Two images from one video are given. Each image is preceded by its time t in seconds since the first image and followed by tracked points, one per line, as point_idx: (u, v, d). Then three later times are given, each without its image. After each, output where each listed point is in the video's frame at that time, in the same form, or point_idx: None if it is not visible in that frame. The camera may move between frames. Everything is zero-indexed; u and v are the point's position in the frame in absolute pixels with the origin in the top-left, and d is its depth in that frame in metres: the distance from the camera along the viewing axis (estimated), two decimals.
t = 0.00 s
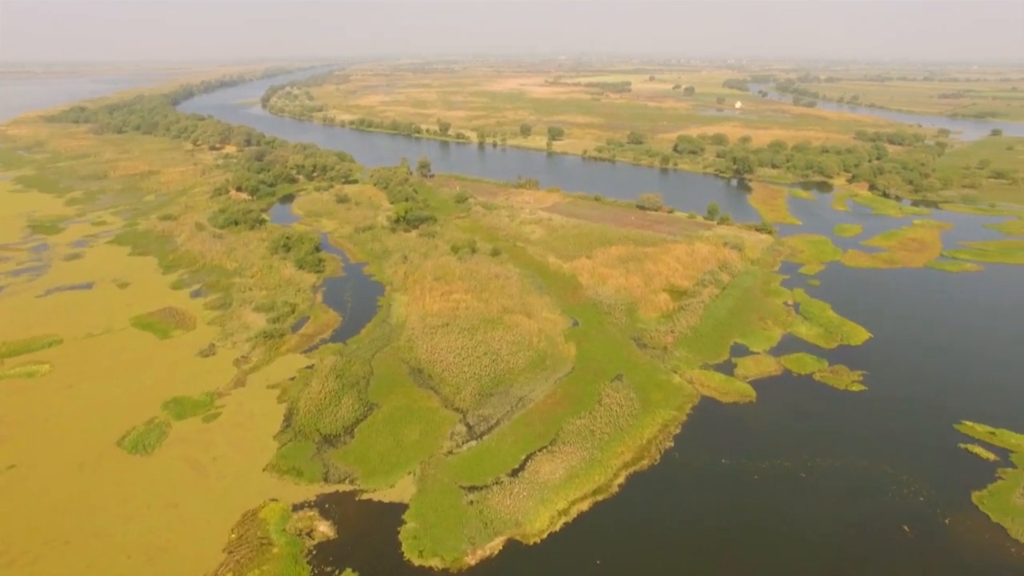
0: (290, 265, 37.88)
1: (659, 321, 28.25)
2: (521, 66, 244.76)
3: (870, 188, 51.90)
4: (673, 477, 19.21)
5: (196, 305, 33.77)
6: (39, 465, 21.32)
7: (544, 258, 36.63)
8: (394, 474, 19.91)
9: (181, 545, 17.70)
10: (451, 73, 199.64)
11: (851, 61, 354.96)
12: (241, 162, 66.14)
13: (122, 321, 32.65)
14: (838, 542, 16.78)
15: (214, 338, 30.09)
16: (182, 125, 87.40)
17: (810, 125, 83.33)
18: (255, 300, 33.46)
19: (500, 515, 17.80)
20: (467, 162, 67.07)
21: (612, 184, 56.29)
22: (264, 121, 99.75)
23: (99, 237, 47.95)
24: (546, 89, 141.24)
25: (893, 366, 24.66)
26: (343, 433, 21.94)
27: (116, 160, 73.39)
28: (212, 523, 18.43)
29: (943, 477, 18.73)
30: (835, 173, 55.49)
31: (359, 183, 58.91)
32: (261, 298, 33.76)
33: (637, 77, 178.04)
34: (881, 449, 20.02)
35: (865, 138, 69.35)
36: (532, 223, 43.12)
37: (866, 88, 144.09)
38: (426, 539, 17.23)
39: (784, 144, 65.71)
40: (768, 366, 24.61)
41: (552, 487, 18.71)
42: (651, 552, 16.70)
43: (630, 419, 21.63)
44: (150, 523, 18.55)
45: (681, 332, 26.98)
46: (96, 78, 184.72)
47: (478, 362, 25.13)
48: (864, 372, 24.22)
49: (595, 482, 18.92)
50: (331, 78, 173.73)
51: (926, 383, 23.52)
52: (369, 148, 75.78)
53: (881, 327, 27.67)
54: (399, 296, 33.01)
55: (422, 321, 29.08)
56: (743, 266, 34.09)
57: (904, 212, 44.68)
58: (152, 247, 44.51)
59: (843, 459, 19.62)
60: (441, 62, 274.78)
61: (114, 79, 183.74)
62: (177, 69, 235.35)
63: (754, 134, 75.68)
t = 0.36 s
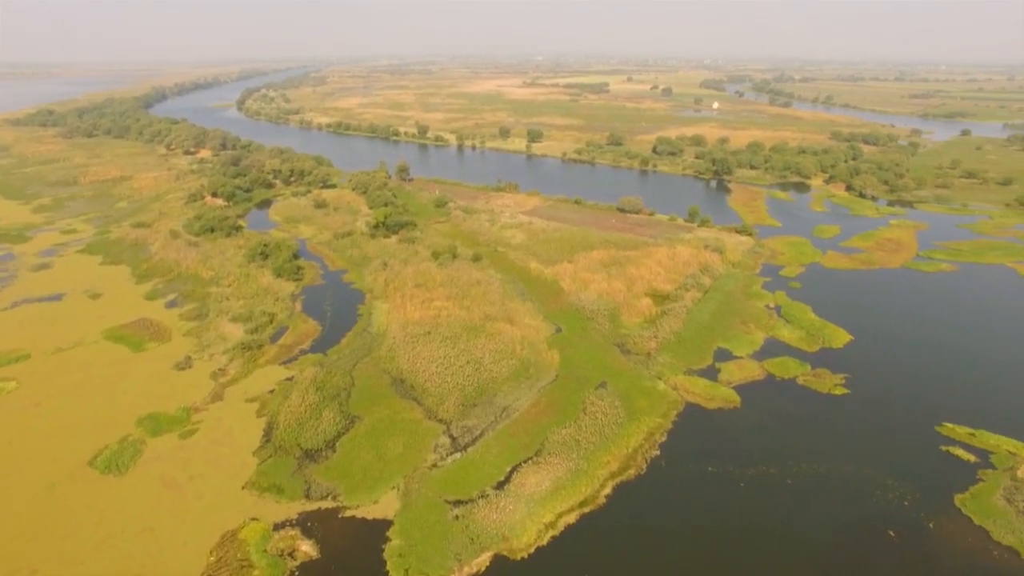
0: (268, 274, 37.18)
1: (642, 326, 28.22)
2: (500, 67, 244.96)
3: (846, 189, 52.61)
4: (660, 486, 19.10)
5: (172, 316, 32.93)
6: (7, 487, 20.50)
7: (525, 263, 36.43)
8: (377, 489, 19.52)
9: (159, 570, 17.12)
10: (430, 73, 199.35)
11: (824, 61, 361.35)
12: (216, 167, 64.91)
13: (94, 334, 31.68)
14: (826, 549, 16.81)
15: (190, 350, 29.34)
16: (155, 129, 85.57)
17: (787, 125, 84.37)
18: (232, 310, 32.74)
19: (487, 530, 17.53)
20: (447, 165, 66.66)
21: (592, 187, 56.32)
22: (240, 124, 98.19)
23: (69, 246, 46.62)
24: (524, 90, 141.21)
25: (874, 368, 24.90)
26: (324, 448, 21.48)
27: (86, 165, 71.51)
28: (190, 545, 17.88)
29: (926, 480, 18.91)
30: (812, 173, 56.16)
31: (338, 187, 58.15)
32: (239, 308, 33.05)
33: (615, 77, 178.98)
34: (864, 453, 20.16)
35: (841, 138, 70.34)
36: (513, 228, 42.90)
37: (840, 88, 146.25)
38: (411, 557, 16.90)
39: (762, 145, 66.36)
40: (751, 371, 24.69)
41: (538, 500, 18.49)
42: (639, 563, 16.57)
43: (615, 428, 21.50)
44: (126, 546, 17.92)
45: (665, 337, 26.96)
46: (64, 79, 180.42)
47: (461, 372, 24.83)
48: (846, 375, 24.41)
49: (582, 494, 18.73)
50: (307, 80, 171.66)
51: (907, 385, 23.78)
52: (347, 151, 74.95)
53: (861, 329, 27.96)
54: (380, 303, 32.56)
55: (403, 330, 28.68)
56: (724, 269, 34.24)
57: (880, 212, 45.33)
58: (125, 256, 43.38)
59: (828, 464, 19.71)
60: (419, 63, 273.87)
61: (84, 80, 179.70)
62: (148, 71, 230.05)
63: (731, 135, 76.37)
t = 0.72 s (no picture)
0: (243, 282, 36.40)
1: (623, 331, 28.17)
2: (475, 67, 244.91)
3: (820, 188, 53.39)
4: (645, 495, 18.99)
5: (143, 328, 32.00)
6: None
7: (505, 268, 36.20)
8: (359, 504, 19.11)
9: None
10: (404, 75, 198.47)
11: (794, 61, 367.55)
12: (187, 172, 63.50)
13: (61, 348, 30.60)
14: (812, 554, 16.84)
15: (163, 363, 28.50)
16: (123, 133, 83.46)
17: (760, 125, 85.51)
18: (206, 321, 31.93)
19: (472, 545, 17.25)
20: (424, 168, 66.16)
21: (570, 189, 56.32)
22: (211, 127, 96.34)
23: (33, 255, 45.11)
24: (501, 91, 141.07)
25: (852, 370, 25.17)
26: (303, 464, 20.99)
27: (50, 171, 69.38)
28: (165, 569, 17.27)
29: (906, 482, 19.11)
30: (787, 173, 56.87)
31: (313, 192, 57.26)
32: (213, 318, 32.25)
33: (591, 78, 179.89)
34: (847, 457, 20.30)
35: (813, 138, 71.44)
36: (492, 232, 42.64)
37: (811, 87, 148.90)
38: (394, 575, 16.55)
39: (737, 145, 67.07)
40: (732, 374, 24.79)
41: (523, 512, 18.27)
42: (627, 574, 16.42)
43: (598, 436, 21.40)
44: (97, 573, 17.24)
45: (646, 342, 26.94)
46: (27, 81, 175.40)
47: (442, 382, 24.52)
48: (825, 377, 24.63)
49: (566, 505, 18.56)
50: (280, 81, 169.50)
51: (884, 387, 24.07)
52: (322, 154, 73.92)
53: (838, 330, 28.26)
54: (357, 312, 32.03)
55: (382, 339, 28.24)
56: (703, 271, 34.41)
57: (854, 212, 46.04)
58: (93, 265, 42.10)
59: (809, 469, 19.83)
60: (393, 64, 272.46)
61: (47, 82, 174.89)
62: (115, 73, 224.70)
63: (707, 135, 77.13)
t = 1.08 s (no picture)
0: (216, 291, 35.53)
1: (604, 336, 28.12)
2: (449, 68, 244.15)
3: (794, 188, 54.14)
4: (630, 504, 18.90)
5: (112, 341, 31.00)
6: None
7: (483, 273, 35.93)
8: (339, 521, 18.68)
9: None
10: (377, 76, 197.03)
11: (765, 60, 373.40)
12: (156, 177, 61.93)
13: (25, 363, 29.46)
14: (796, 559, 16.92)
15: (133, 378, 27.60)
16: (88, 137, 81.14)
17: (733, 125, 86.54)
18: (178, 333, 31.04)
19: (456, 561, 16.97)
20: (399, 171, 65.54)
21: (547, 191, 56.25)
22: (180, 130, 94.22)
23: None
24: (475, 93, 140.75)
25: (830, 371, 25.45)
26: (281, 480, 20.47)
27: (11, 177, 67.04)
28: None
29: (886, 483, 19.34)
30: (761, 174, 57.54)
31: (287, 197, 56.28)
32: (185, 330, 31.37)
33: (565, 78, 180.44)
34: (828, 460, 20.47)
35: (786, 138, 72.45)
36: (469, 236, 42.33)
37: (782, 87, 151.35)
38: None
39: (711, 146, 67.72)
40: (713, 378, 24.88)
41: (507, 525, 18.04)
42: None
43: (581, 444, 21.27)
44: None
45: (627, 347, 26.90)
46: None
47: (422, 392, 24.16)
48: (803, 379, 24.86)
49: (551, 516, 18.37)
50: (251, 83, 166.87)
51: (862, 388, 24.38)
52: (295, 158, 72.76)
53: (815, 332, 28.59)
54: (335, 321, 31.46)
55: (360, 349, 27.75)
56: (681, 274, 34.55)
57: (828, 211, 46.76)
58: (58, 275, 40.70)
59: (792, 473, 19.95)
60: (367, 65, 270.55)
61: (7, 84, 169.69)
62: (77, 74, 218.46)
63: (681, 136, 77.78)
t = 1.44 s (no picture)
0: (186, 302, 34.58)
1: (582, 341, 28.04)
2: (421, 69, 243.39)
3: (766, 188, 54.87)
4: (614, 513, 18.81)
5: (76, 356, 29.93)
6: None
7: (460, 279, 35.62)
8: (317, 539, 18.22)
9: None
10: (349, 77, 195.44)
11: (733, 60, 379.71)
12: (121, 184, 60.19)
13: None
14: (779, 564, 17.01)
15: (99, 394, 26.65)
16: (48, 142, 78.56)
17: (705, 125, 87.47)
18: (147, 346, 30.11)
19: None
20: (372, 175, 64.80)
21: (522, 194, 56.10)
22: (146, 134, 91.85)
23: None
24: (448, 94, 140.14)
25: (806, 373, 25.74)
26: (256, 499, 19.91)
27: None
28: None
29: (864, 484, 19.59)
30: (734, 174, 58.18)
31: (258, 203, 55.18)
32: (154, 343, 30.44)
33: (538, 79, 180.69)
34: (806, 462, 20.67)
35: (757, 138, 73.41)
36: (444, 241, 41.96)
37: (752, 87, 153.68)
38: None
39: (684, 146, 68.31)
40: (692, 383, 24.96)
41: (489, 539, 17.81)
42: None
43: (562, 453, 21.13)
44: None
45: (606, 353, 26.85)
46: None
47: (400, 404, 23.76)
48: (780, 381, 25.09)
49: (534, 528, 18.17)
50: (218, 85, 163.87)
51: (837, 388, 24.69)
52: (265, 163, 71.43)
53: (790, 333, 28.92)
54: (309, 331, 30.83)
55: (335, 359, 27.21)
56: (657, 276, 34.69)
57: (799, 211, 47.45)
58: (18, 287, 39.20)
59: (772, 477, 20.07)
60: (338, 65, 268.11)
61: None
62: (35, 76, 212.08)
63: (654, 136, 78.36)
